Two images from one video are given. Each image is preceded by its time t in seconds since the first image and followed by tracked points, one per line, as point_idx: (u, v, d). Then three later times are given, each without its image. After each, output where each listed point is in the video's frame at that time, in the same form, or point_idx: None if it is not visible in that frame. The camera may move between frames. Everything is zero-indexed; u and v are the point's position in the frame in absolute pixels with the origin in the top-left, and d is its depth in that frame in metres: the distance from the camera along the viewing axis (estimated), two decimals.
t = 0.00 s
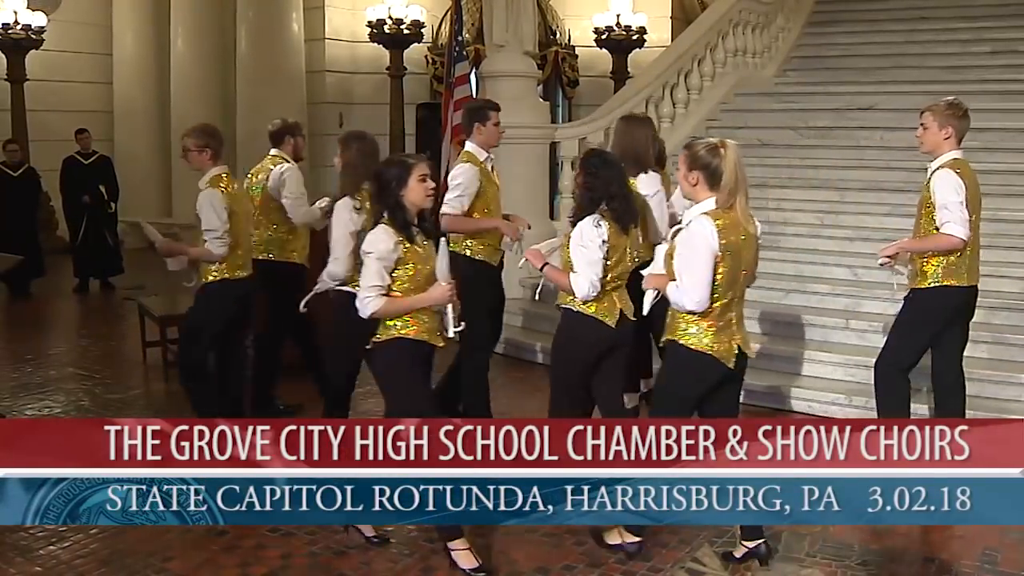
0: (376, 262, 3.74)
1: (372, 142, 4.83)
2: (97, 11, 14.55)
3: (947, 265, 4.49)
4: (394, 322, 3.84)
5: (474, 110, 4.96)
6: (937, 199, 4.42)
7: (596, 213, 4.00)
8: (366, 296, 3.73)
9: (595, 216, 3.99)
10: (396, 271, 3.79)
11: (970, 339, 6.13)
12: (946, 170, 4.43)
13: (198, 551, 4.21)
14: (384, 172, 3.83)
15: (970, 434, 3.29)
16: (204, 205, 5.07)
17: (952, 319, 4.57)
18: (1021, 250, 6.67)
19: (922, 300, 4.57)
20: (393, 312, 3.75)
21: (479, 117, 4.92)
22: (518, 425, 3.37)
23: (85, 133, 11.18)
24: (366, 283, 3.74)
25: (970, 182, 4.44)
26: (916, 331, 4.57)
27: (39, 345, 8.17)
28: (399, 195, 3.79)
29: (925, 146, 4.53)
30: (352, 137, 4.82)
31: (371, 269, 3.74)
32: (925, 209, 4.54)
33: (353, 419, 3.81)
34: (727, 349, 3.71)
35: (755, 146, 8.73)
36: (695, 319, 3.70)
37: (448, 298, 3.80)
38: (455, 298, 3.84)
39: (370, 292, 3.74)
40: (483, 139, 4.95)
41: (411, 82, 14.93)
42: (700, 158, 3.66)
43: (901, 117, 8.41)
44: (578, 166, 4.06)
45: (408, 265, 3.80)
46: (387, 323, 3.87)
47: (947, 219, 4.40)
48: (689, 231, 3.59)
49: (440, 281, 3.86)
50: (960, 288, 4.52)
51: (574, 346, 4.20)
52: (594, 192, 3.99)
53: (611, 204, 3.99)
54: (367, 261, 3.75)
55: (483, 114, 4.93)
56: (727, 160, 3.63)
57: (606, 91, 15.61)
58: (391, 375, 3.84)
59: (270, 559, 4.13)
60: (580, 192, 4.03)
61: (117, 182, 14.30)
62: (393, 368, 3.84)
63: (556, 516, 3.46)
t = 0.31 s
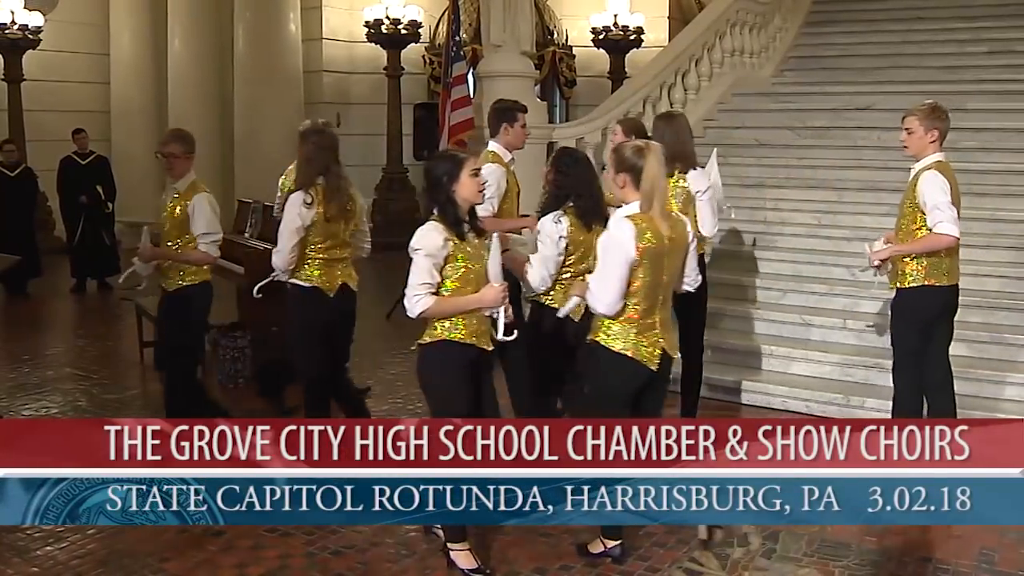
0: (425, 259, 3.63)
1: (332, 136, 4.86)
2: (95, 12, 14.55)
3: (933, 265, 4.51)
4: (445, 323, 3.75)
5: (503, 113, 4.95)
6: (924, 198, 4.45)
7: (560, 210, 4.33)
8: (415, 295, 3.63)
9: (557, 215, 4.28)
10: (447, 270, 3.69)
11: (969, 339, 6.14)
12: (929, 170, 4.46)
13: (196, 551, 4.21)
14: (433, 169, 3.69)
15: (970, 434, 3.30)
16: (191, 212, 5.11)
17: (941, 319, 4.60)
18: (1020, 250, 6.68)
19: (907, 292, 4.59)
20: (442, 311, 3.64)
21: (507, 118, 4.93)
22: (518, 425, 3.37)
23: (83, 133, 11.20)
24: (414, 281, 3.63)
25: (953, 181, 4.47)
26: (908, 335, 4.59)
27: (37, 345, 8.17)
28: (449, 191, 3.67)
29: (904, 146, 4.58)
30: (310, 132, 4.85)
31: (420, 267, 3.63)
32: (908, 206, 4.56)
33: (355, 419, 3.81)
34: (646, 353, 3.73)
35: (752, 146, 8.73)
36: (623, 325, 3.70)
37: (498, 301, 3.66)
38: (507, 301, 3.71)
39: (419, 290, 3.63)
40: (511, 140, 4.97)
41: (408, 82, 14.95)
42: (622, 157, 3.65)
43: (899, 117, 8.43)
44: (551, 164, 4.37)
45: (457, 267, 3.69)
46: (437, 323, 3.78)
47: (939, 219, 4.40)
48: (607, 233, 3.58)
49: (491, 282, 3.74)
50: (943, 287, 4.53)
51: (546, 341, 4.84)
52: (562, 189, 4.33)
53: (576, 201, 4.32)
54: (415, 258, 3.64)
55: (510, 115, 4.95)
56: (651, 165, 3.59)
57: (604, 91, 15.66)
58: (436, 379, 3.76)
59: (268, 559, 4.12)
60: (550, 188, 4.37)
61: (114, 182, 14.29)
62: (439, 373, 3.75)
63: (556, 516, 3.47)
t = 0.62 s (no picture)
0: (490, 265, 3.56)
1: (306, 135, 4.86)
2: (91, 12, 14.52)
3: (923, 266, 4.53)
4: (494, 331, 3.73)
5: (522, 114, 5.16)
6: (916, 201, 4.48)
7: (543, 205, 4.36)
8: (480, 303, 3.57)
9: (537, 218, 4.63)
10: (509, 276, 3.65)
11: (966, 339, 6.15)
12: (921, 173, 4.48)
13: (193, 551, 4.21)
14: (476, 175, 3.63)
15: (971, 434, 3.30)
16: (180, 210, 5.27)
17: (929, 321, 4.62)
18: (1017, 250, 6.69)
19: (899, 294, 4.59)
20: (506, 318, 3.62)
21: (525, 118, 5.14)
22: (518, 425, 3.38)
23: (79, 133, 11.19)
24: (479, 288, 3.57)
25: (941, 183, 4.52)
26: (899, 335, 4.60)
27: (32, 345, 8.16)
28: (497, 196, 3.62)
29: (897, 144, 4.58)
30: (285, 132, 4.84)
31: (484, 273, 3.56)
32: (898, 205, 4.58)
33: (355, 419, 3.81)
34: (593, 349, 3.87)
35: (749, 146, 8.73)
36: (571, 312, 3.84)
37: (550, 305, 3.68)
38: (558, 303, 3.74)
39: (486, 298, 3.58)
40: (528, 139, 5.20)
41: (404, 82, 14.96)
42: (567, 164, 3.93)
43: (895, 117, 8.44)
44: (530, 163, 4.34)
45: (512, 273, 3.66)
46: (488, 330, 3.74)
47: (931, 221, 4.43)
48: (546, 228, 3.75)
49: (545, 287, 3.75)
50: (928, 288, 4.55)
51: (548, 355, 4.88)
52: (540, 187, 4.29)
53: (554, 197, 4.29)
54: (478, 264, 3.57)
55: (528, 115, 5.15)
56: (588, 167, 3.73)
57: (600, 92, 15.69)
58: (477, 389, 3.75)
59: (265, 559, 4.13)
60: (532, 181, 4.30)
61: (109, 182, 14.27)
62: (483, 385, 3.74)
63: (556, 516, 3.47)
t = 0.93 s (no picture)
0: (555, 267, 3.44)
1: (290, 136, 4.84)
2: (90, 12, 14.51)
3: (931, 264, 4.54)
4: (554, 335, 3.58)
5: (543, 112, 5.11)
6: (934, 202, 4.49)
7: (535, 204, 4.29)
8: (551, 306, 3.44)
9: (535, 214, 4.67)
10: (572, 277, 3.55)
11: (965, 339, 6.15)
12: (938, 176, 4.49)
13: (191, 552, 4.21)
14: (534, 174, 3.54)
15: (970, 434, 3.30)
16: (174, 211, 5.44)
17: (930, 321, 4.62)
18: (1017, 250, 6.69)
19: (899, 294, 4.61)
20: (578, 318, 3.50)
21: (547, 117, 5.08)
22: (518, 425, 3.37)
23: (78, 133, 11.19)
24: (546, 291, 3.43)
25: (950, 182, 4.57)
26: (904, 334, 4.60)
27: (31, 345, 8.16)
28: (557, 194, 3.52)
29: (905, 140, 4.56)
30: (269, 136, 4.80)
31: (549, 275, 3.43)
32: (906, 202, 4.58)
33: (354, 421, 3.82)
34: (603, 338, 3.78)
35: (748, 146, 8.73)
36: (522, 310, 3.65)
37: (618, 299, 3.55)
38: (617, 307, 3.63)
39: (556, 300, 3.44)
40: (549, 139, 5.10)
41: (403, 82, 14.96)
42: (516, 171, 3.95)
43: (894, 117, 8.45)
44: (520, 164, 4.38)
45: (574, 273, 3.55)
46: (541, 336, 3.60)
47: (948, 220, 4.45)
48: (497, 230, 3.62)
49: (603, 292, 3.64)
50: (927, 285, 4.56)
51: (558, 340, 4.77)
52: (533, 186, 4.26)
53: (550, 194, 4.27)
54: (542, 267, 3.44)
55: (549, 113, 5.09)
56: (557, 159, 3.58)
57: (600, 92, 15.72)
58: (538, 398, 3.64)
59: (264, 559, 4.13)
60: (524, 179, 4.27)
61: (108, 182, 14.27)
62: (541, 394, 3.64)
63: (556, 516, 3.47)
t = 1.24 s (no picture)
0: (613, 272, 3.50)
1: (285, 136, 4.86)
2: (89, 12, 14.51)
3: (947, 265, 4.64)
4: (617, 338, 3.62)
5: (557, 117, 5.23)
6: (949, 204, 4.63)
7: (545, 206, 4.47)
8: (607, 311, 3.50)
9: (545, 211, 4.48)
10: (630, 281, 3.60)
11: (964, 339, 6.16)
12: (953, 178, 4.61)
13: (190, 552, 4.20)
14: (600, 178, 3.65)
15: (971, 434, 3.30)
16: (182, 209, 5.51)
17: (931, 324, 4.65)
18: (1016, 250, 6.70)
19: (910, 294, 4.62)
20: (630, 327, 3.54)
21: (560, 117, 5.23)
22: (518, 424, 3.37)
23: (77, 133, 11.18)
24: (603, 295, 3.50)
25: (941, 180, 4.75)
26: (914, 335, 4.62)
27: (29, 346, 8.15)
28: (621, 198, 3.62)
29: (915, 142, 4.57)
30: (265, 135, 4.82)
31: (609, 280, 3.50)
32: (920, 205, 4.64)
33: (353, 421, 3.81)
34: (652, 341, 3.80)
35: (747, 146, 8.73)
36: (469, 298, 4.25)
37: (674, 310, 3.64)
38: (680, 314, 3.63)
39: (608, 306, 3.50)
40: (565, 139, 5.24)
41: (402, 82, 14.95)
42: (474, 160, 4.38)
43: (893, 117, 8.45)
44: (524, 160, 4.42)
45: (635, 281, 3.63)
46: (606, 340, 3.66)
47: (960, 218, 4.64)
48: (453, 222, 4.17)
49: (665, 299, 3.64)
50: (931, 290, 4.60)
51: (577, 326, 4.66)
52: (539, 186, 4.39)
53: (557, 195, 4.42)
54: (602, 271, 3.51)
55: (563, 114, 5.24)
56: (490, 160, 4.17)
57: (599, 92, 15.74)
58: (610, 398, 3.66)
59: (263, 559, 4.12)
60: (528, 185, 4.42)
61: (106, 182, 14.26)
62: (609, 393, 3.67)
63: (556, 516, 3.48)
